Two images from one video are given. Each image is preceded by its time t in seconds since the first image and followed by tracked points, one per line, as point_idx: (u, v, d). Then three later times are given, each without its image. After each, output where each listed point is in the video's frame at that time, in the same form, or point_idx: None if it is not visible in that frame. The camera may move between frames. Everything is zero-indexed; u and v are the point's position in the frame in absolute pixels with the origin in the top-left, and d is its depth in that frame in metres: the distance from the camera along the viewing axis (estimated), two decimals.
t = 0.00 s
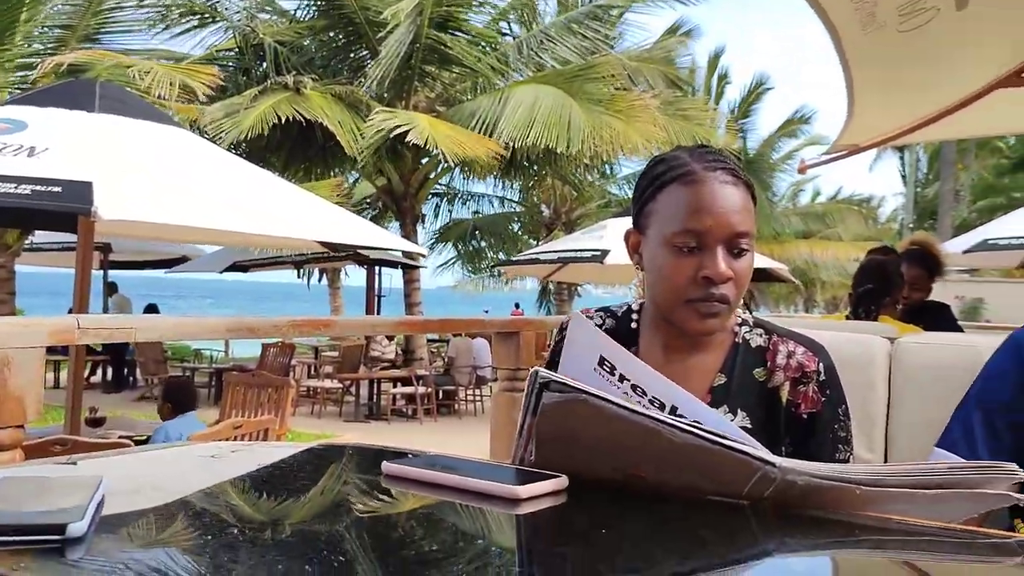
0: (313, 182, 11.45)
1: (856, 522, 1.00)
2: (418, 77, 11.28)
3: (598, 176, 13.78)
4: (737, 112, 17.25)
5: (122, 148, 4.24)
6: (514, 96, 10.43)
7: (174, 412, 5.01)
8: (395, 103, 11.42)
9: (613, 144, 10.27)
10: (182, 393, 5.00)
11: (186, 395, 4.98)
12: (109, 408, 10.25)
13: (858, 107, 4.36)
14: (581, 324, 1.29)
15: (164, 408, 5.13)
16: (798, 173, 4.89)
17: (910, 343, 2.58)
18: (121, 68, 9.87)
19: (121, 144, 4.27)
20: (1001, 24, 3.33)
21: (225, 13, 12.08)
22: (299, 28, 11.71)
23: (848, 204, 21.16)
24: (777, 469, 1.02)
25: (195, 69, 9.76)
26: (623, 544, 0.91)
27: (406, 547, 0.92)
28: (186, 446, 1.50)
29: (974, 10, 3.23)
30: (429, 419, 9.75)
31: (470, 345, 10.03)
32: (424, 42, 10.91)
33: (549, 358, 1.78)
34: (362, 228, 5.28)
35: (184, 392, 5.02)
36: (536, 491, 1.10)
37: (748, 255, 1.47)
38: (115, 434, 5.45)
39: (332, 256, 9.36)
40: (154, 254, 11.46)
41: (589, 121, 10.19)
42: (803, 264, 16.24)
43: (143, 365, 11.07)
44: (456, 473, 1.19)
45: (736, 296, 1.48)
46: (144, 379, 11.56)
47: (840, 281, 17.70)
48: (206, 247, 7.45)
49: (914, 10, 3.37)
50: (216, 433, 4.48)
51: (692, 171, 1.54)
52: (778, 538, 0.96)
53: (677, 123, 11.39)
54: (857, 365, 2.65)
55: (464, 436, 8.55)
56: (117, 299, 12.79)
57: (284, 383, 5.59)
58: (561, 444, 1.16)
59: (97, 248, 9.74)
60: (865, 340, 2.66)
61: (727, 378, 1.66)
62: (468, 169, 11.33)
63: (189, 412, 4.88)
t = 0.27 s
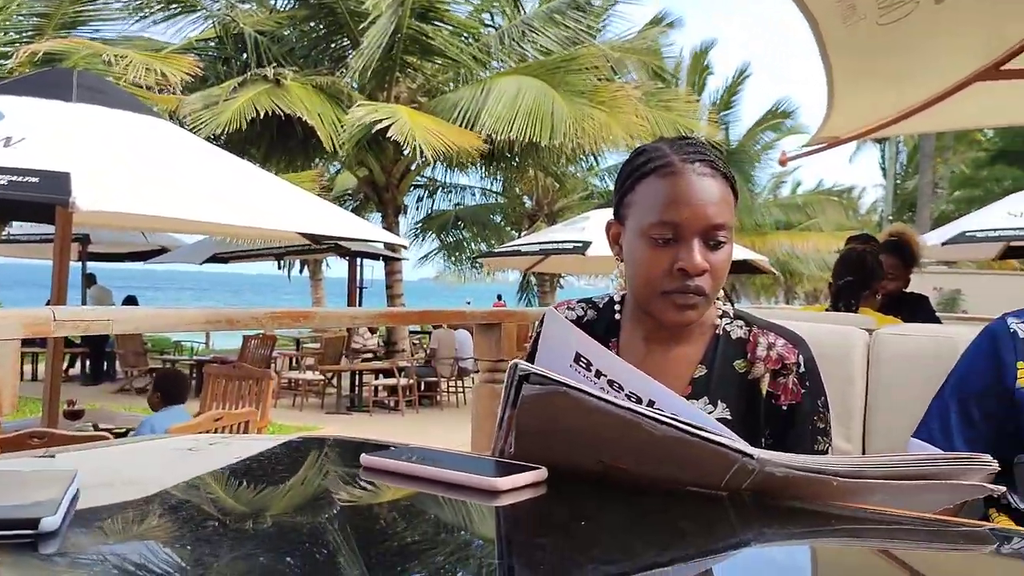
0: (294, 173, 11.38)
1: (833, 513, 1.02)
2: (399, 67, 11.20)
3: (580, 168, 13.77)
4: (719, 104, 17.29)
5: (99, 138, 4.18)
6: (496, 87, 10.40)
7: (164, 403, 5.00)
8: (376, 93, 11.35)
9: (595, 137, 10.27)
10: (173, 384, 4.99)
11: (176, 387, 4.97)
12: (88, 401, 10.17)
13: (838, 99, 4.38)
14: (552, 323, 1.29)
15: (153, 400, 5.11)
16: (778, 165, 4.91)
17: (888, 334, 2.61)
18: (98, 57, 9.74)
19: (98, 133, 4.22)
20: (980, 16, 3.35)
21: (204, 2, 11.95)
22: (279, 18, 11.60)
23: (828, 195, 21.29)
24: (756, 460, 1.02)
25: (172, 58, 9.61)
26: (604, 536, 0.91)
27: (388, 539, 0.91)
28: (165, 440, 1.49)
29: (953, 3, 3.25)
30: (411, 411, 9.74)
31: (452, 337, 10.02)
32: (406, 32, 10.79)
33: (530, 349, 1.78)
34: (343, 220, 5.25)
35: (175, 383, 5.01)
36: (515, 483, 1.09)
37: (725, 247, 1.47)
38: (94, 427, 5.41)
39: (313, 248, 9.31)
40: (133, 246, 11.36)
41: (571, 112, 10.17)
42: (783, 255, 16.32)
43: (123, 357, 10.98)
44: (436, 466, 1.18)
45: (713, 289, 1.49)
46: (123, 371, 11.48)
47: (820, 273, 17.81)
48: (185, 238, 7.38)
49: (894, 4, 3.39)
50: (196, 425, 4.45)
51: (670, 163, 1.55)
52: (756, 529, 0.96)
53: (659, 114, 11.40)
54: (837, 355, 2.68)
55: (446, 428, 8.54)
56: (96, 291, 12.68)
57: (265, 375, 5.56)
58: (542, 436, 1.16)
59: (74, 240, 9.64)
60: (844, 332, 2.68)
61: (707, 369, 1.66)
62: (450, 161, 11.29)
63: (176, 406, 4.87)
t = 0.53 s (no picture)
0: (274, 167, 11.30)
1: (810, 506, 1.01)
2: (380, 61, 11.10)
3: (561, 162, 13.76)
4: (700, 99, 17.32)
5: (73, 131, 4.12)
6: (477, 80, 10.37)
7: (144, 396, 4.97)
8: (357, 86, 11.26)
9: (575, 131, 10.27)
10: (157, 378, 4.98)
11: (160, 382, 4.95)
12: (66, 397, 10.08)
13: (818, 92, 4.39)
14: (532, 315, 1.28)
15: (133, 393, 5.08)
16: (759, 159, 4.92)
17: (865, 325, 2.62)
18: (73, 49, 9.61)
19: (71, 124, 4.16)
20: (956, 10, 3.37)
21: None
22: (258, 10, 11.50)
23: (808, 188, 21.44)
24: (734, 454, 1.01)
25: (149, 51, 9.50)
26: (580, 530, 0.90)
27: (368, 533, 0.91)
28: (140, 435, 1.47)
29: None
30: (392, 405, 9.72)
31: (433, 331, 10.01)
32: (386, 25, 10.58)
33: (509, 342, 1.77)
34: (323, 214, 5.23)
35: (158, 377, 4.99)
36: (492, 478, 1.09)
37: (704, 241, 1.47)
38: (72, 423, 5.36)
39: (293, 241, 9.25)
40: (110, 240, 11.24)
41: (553, 106, 10.15)
42: (763, 249, 16.37)
43: (102, 352, 10.89)
44: (414, 460, 1.18)
45: (692, 282, 1.49)
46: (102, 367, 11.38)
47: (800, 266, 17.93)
48: (163, 231, 7.30)
49: None
50: (176, 421, 4.42)
51: (650, 156, 1.54)
52: (733, 522, 0.96)
53: (639, 107, 11.41)
54: (815, 348, 2.69)
55: (429, 421, 8.54)
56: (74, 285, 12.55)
57: (245, 369, 5.52)
58: (522, 430, 1.15)
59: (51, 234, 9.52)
60: (822, 325, 2.69)
61: (687, 362, 1.66)
62: (431, 155, 11.25)
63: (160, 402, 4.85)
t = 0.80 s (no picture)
0: (253, 163, 11.23)
1: (787, 504, 1.02)
2: (359, 57, 11.01)
3: (541, 158, 13.77)
4: (680, 96, 17.38)
5: (46, 128, 4.04)
6: (457, 76, 10.34)
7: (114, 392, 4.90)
8: (336, 83, 11.19)
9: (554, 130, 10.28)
10: (129, 373, 4.91)
11: (134, 377, 4.89)
12: (42, 396, 9.97)
13: (796, 90, 4.43)
14: (500, 325, 1.30)
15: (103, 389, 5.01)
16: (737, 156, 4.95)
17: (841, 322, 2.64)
18: (48, 45, 9.49)
19: (41, 116, 4.11)
20: (931, 7, 3.40)
21: None
22: (236, 5, 11.40)
23: (786, 184, 21.57)
24: (710, 453, 1.01)
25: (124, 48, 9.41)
26: (556, 529, 0.90)
27: (348, 531, 0.91)
28: (113, 435, 1.46)
29: None
30: (373, 402, 9.70)
31: (414, 328, 9.99)
32: (365, 21, 10.51)
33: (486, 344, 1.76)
34: (302, 211, 5.20)
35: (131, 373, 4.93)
36: (469, 478, 1.08)
37: (680, 239, 1.47)
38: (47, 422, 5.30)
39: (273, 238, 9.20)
40: (86, 238, 11.12)
41: (533, 104, 10.15)
42: (742, 245, 16.44)
43: (78, 350, 10.78)
44: (391, 460, 1.17)
45: (666, 280, 1.49)
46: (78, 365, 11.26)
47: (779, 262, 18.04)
48: (139, 228, 7.22)
49: None
50: (153, 419, 4.38)
51: (627, 154, 1.54)
52: (709, 520, 0.97)
53: (618, 104, 11.43)
54: (792, 346, 2.70)
55: (409, 418, 8.52)
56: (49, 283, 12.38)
57: (224, 367, 5.48)
58: (499, 430, 1.15)
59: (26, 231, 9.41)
60: (799, 322, 2.71)
61: (666, 360, 1.67)
62: (411, 152, 11.23)
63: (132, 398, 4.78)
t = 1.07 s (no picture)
0: (230, 162, 11.14)
1: (761, 503, 1.03)
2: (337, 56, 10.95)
3: (521, 158, 13.76)
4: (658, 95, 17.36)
5: (13, 114, 3.90)
6: (436, 75, 10.32)
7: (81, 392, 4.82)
8: (315, 81, 11.11)
9: (533, 129, 10.27)
10: (94, 369, 4.79)
11: (98, 373, 4.77)
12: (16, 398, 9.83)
13: (772, 91, 4.45)
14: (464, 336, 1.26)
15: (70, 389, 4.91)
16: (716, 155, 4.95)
17: (816, 321, 2.66)
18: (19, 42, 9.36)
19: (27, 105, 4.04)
20: (907, 6, 3.43)
21: None
22: (212, 3, 11.32)
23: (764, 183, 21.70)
24: (684, 452, 1.02)
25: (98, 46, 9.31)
26: (532, 530, 0.90)
27: (327, 532, 0.90)
28: (83, 438, 1.43)
29: None
30: (352, 403, 9.65)
31: (393, 328, 9.95)
32: (343, 20, 10.46)
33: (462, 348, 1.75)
34: (280, 211, 5.16)
35: (95, 369, 4.80)
36: (446, 479, 1.08)
37: (647, 240, 1.47)
38: (20, 424, 5.22)
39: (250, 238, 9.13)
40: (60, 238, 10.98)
41: (511, 103, 10.14)
42: (721, 244, 16.49)
43: (53, 352, 10.64)
44: (367, 461, 1.16)
45: (631, 281, 1.49)
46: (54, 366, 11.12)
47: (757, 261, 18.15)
48: (114, 228, 7.13)
49: None
50: (128, 421, 4.33)
51: (600, 153, 1.54)
52: (685, 520, 0.97)
53: (596, 103, 11.43)
54: (769, 344, 2.71)
55: (388, 419, 8.48)
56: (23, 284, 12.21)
57: (201, 367, 5.43)
58: (473, 432, 1.14)
59: None
60: (776, 321, 2.72)
61: (643, 359, 1.66)
62: (389, 150, 11.18)
63: (98, 395, 4.68)
